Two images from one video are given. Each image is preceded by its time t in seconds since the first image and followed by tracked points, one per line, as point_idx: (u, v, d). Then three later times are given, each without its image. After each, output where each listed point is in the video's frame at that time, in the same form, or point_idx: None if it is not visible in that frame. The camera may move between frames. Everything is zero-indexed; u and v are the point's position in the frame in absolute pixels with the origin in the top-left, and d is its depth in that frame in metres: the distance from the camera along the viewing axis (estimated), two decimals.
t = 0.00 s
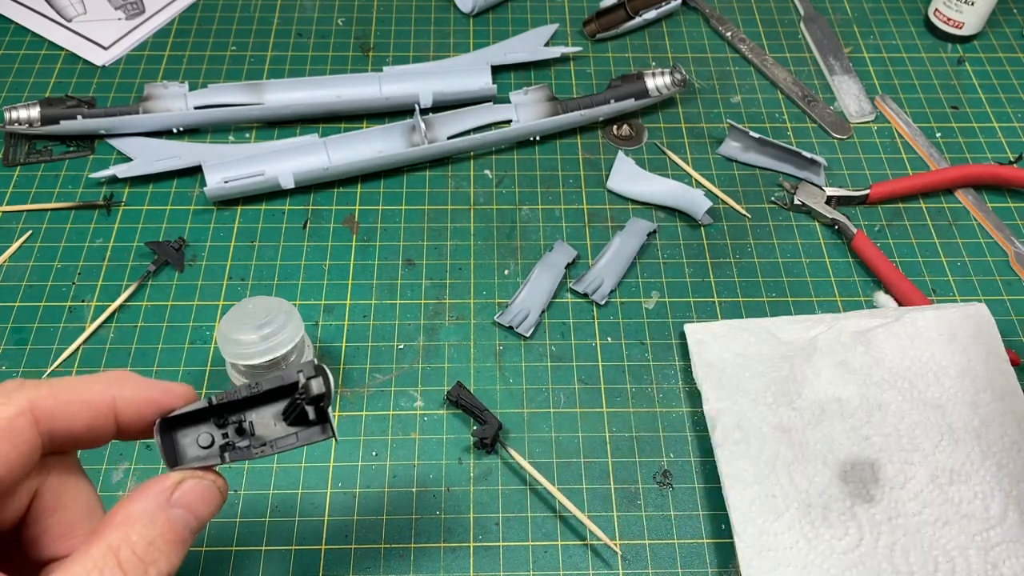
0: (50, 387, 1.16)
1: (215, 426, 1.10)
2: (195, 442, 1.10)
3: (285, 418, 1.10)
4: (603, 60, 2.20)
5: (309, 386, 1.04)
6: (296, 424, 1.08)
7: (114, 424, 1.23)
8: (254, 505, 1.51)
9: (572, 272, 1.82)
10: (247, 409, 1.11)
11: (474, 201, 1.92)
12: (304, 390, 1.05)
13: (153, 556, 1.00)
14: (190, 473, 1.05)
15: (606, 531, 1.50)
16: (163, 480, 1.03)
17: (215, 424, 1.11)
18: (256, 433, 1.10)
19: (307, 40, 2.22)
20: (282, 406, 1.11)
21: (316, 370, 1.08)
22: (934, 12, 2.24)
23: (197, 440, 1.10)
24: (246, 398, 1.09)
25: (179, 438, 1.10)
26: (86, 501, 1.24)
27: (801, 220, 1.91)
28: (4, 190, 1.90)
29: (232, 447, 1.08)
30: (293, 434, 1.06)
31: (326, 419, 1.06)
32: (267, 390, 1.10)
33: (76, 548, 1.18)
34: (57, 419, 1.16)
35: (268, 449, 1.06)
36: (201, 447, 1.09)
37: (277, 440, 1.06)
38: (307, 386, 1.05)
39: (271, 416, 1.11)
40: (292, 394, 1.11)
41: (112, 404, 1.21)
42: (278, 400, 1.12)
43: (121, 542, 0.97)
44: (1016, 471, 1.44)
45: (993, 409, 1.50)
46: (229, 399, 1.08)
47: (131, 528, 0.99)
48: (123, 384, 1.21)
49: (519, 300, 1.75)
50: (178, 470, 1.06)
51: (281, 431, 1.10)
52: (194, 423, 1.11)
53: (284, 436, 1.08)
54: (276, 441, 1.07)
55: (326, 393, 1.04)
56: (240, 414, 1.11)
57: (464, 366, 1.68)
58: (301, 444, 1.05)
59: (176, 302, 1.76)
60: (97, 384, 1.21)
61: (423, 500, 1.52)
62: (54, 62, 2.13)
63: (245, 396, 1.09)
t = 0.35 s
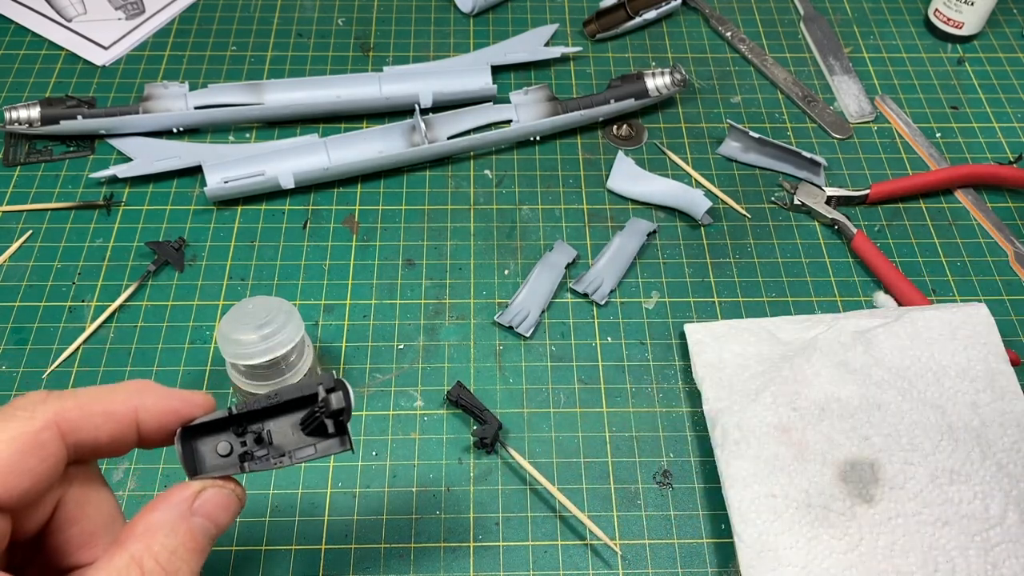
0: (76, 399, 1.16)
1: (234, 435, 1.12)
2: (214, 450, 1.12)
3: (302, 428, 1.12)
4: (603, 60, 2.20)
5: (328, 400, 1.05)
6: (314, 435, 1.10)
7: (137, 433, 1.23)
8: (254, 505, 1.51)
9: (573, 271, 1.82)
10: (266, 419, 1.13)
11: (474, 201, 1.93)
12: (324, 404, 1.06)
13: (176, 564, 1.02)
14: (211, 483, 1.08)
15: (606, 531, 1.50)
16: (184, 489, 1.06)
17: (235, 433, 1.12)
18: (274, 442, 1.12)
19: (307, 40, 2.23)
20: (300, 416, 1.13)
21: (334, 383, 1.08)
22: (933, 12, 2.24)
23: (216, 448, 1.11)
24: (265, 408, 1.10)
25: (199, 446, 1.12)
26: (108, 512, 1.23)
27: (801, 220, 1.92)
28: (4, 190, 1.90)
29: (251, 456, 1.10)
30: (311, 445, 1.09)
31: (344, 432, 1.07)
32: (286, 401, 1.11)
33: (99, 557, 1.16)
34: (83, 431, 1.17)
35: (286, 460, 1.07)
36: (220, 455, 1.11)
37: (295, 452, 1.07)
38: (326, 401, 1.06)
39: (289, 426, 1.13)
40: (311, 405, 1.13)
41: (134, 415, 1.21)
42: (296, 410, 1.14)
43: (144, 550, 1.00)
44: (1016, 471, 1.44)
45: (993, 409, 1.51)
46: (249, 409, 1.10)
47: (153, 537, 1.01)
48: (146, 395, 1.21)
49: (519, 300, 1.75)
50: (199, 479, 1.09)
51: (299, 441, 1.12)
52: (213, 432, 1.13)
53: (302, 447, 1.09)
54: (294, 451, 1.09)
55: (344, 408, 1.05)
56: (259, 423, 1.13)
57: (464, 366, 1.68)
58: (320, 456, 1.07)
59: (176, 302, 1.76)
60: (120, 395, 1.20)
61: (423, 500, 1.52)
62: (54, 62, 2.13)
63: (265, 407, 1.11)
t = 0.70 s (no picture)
0: (118, 381, 1.14)
1: (275, 414, 1.08)
2: (255, 430, 1.08)
3: (344, 406, 1.07)
4: (603, 60, 2.20)
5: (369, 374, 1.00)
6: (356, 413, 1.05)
7: (179, 413, 1.21)
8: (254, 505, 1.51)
9: (572, 272, 1.82)
10: (307, 398, 1.09)
11: (474, 201, 1.93)
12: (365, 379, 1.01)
13: (221, 543, 1.00)
14: (253, 462, 1.04)
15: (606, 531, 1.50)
16: (228, 468, 1.03)
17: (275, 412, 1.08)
18: (315, 421, 1.07)
19: (308, 40, 2.23)
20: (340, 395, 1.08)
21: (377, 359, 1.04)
22: (933, 12, 2.24)
23: (258, 427, 1.08)
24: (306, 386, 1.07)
25: (241, 425, 1.08)
26: (154, 491, 1.24)
27: (800, 220, 1.92)
28: (4, 190, 1.90)
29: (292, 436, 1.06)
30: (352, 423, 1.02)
31: (386, 408, 1.02)
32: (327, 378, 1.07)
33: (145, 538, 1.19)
34: (127, 412, 1.14)
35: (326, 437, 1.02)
36: (262, 434, 1.07)
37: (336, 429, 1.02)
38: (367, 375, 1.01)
39: (330, 405, 1.08)
40: (352, 383, 1.08)
41: (177, 395, 1.19)
42: (337, 388, 1.09)
43: (189, 531, 0.98)
44: (1016, 471, 1.45)
45: (993, 410, 1.51)
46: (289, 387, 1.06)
47: (199, 517, 0.99)
48: (188, 375, 1.19)
49: (519, 300, 1.75)
50: (240, 458, 1.05)
51: (340, 420, 1.07)
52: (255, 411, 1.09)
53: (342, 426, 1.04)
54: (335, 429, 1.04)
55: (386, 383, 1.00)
56: (300, 402, 1.09)
57: (464, 366, 1.68)
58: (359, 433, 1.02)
59: (176, 303, 1.76)
60: (162, 375, 1.18)
61: (424, 500, 1.52)
62: (54, 62, 2.13)
63: (305, 384, 1.07)
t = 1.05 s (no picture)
0: (322, 234, 1.08)
1: (480, 294, 0.96)
2: (457, 309, 0.97)
3: (558, 291, 0.93)
4: (603, 60, 2.20)
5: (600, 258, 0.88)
6: (568, 301, 0.91)
7: (376, 277, 1.15)
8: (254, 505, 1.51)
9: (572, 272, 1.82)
10: (518, 279, 0.94)
11: (474, 201, 1.92)
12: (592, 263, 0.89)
13: (418, 428, 0.92)
14: (456, 341, 0.96)
15: (606, 531, 1.50)
16: (428, 346, 0.96)
17: (480, 292, 0.96)
18: (523, 304, 0.93)
19: (308, 40, 2.23)
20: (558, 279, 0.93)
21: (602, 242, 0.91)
22: (929, 13, 2.23)
23: (461, 307, 0.97)
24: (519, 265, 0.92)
25: (447, 301, 0.98)
26: (346, 365, 1.24)
27: (800, 220, 1.91)
28: (5, 190, 1.90)
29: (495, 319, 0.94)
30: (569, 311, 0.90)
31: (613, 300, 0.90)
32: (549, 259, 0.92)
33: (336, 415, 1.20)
34: (329, 267, 1.09)
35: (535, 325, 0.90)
36: (466, 315, 0.96)
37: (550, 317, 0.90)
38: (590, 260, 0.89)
39: (543, 288, 0.94)
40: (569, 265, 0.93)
41: (381, 258, 1.12)
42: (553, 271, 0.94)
43: (386, 410, 0.90)
44: (1017, 471, 1.44)
45: (993, 409, 1.51)
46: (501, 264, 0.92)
47: (393, 396, 0.92)
48: (389, 236, 1.12)
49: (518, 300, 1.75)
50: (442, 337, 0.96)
51: (550, 306, 0.92)
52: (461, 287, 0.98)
53: (556, 314, 0.91)
54: (545, 316, 0.91)
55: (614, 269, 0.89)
56: (510, 283, 0.94)
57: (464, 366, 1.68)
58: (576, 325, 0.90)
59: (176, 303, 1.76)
60: (365, 234, 1.12)
61: (424, 500, 1.52)
62: (54, 62, 2.13)
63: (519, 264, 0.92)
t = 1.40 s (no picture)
0: (241, 316, 1.10)
1: (410, 362, 0.93)
2: (387, 378, 0.93)
3: (485, 363, 0.91)
4: (603, 59, 2.19)
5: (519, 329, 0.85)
6: (494, 371, 0.89)
7: (310, 353, 1.15)
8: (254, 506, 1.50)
9: (572, 272, 1.81)
10: (448, 347, 0.93)
11: (473, 201, 1.91)
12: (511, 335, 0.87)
13: (342, 497, 0.92)
14: (382, 408, 0.96)
15: (607, 532, 1.49)
16: (354, 413, 0.96)
17: (410, 360, 0.94)
18: (453, 373, 0.91)
19: (307, 39, 2.22)
20: (484, 350, 0.91)
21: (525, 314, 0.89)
22: None
23: (391, 375, 0.93)
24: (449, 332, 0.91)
25: (375, 370, 0.94)
26: (262, 442, 1.22)
27: (802, 220, 1.91)
28: (3, 189, 1.89)
29: (425, 388, 0.91)
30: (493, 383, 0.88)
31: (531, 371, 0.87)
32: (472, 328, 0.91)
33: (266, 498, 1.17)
34: (251, 348, 1.10)
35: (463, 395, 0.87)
36: (394, 382, 0.92)
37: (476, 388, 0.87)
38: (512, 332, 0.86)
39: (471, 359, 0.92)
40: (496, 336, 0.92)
41: (309, 331, 1.13)
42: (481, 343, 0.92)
43: (310, 479, 0.91)
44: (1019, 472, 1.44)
45: (995, 410, 1.50)
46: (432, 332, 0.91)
47: (318, 466, 0.93)
48: (321, 313, 1.13)
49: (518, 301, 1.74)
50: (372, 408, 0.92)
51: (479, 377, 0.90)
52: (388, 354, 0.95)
53: (483, 385, 0.89)
54: (473, 385, 0.89)
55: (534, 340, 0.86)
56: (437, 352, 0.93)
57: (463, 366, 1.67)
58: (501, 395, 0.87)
59: (175, 302, 1.75)
60: (289, 311, 1.13)
61: (423, 501, 1.51)
62: (53, 61, 2.12)
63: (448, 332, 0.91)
